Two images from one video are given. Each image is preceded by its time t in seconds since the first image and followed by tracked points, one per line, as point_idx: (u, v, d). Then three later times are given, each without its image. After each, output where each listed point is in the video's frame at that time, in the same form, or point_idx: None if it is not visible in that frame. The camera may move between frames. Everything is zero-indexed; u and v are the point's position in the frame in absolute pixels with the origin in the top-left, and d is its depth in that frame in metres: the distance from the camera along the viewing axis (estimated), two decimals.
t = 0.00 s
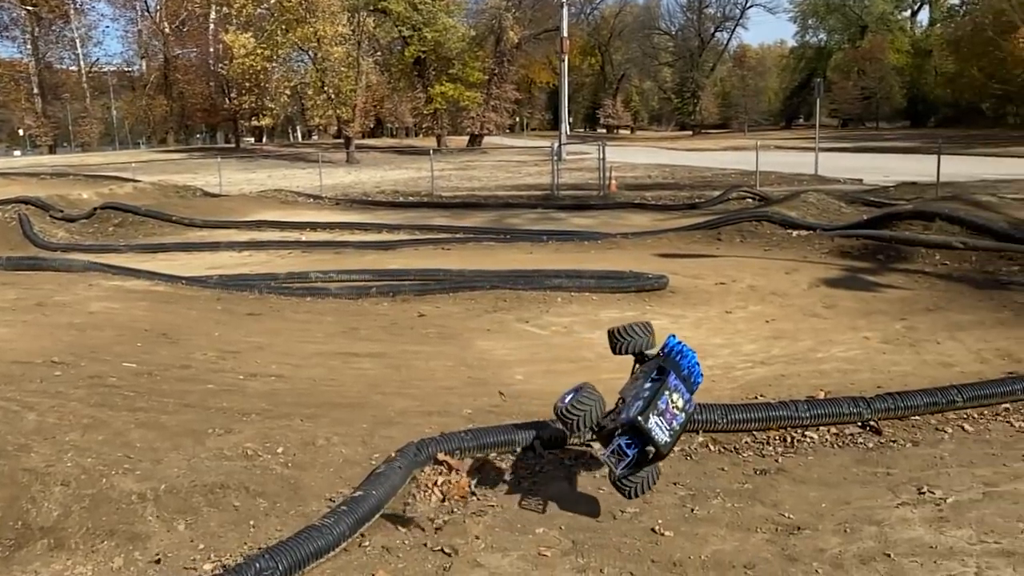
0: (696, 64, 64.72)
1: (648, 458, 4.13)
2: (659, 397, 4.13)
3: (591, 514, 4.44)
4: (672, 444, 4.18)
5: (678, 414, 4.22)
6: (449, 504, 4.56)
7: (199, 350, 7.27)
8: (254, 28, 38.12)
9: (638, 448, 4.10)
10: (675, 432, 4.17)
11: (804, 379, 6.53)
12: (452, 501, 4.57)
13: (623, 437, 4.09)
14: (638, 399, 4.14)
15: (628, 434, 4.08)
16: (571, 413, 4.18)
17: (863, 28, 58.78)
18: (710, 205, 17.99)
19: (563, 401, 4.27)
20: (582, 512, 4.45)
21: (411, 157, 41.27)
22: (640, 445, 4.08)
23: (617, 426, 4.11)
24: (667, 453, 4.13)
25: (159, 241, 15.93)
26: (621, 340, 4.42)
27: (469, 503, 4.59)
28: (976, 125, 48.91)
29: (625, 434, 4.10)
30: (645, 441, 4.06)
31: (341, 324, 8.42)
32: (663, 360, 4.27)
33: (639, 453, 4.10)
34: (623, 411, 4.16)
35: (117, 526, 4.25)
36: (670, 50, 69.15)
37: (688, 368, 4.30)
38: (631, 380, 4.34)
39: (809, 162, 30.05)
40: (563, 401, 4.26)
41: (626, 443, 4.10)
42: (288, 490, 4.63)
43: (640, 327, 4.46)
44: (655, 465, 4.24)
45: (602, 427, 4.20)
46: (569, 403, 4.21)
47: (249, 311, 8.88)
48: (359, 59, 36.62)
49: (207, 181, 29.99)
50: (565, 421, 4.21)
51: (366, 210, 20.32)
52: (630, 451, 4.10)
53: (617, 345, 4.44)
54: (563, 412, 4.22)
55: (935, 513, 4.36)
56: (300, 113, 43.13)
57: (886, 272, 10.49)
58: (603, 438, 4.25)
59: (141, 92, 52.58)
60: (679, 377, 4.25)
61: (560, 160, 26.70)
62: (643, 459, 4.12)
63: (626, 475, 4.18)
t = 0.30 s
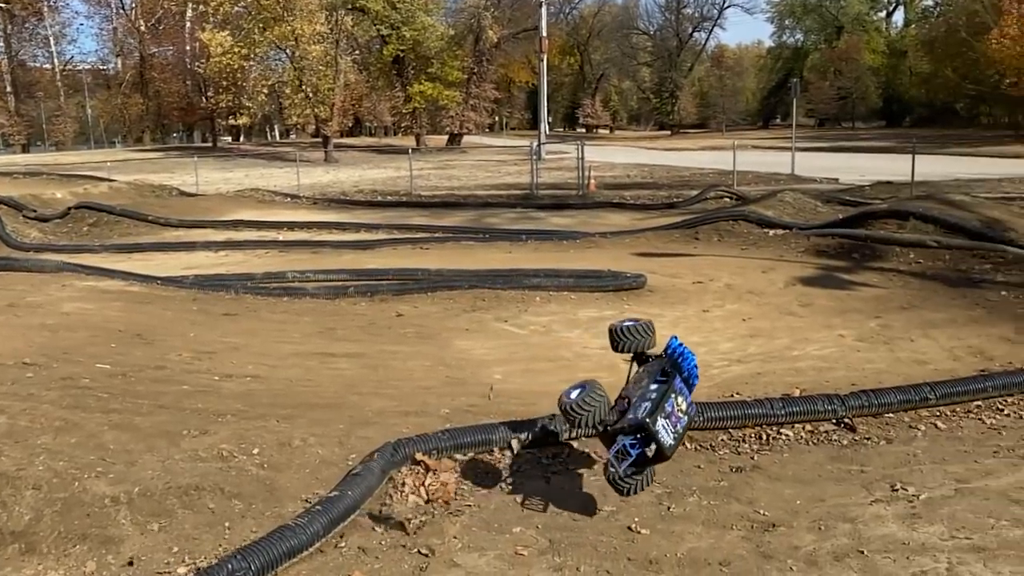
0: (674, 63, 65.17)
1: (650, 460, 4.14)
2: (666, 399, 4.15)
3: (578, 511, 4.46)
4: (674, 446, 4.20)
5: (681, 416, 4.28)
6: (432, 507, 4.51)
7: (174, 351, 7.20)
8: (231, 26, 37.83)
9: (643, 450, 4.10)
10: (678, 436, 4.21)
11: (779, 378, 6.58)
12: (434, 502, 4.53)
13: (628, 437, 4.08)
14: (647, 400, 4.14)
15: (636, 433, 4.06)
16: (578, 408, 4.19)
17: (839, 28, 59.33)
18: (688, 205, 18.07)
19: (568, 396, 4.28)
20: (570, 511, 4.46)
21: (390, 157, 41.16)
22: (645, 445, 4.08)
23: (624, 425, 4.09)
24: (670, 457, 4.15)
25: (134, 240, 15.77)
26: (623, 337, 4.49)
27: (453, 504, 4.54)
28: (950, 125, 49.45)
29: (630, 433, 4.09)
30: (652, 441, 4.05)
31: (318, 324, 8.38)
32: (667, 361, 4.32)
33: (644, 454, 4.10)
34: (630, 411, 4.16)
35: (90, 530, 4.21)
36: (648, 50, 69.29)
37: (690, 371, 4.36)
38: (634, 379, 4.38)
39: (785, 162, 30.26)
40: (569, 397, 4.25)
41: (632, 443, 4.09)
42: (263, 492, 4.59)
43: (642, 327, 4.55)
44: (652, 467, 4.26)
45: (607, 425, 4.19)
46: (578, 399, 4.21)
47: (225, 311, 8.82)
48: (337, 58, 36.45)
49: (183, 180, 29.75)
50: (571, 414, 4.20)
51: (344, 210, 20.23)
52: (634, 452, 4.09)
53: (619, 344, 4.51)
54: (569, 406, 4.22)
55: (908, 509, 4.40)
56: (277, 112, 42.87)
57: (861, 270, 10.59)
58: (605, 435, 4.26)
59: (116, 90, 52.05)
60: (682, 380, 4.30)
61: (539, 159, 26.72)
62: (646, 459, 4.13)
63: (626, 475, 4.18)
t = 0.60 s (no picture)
0: (653, 62, 65.57)
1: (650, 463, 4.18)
2: (672, 402, 4.17)
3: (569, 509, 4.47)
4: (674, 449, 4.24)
5: (682, 419, 4.31)
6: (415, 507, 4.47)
7: (149, 351, 7.14)
8: (208, 23, 37.60)
9: (644, 451, 4.14)
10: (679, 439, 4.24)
11: (756, 375, 6.62)
12: (419, 502, 4.49)
13: (633, 437, 4.10)
14: (655, 402, 4.15)
15: (643, 435, 4.09)
16: (590, 406, 4.07)
17: (815, 28, 59.85)
18: (666, 203, 18.15)
19: (575, 391, 4.17)
20: (563, 509, 4.46)
21: (369, 155, 41.04)
22: (649, 447, 4.12)
23: (632, 426, 4.10)
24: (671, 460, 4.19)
25: (110, 239, 15.62)
26: (628, 337, 4.44)
27: (439, 504, 4.50)
28: (926, 124, 49.99)
29: (635, 434, 4.11)
30: (660, 446, 4.09)
31: (295, 323, 8.33)
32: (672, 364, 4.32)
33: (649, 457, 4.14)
34: (637, 412, 4.15)
35: (62, 533, 4.16)
36: (627, 49, 69.44)
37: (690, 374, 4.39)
38: (636, 379, 4.36)
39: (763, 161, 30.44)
40: (578, 392, 4.13)
41: (637, 443, 4.11)
42: (239, 492, 4.56)
43: (645, 327, 4.48)
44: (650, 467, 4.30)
45: (612, 424, 4.16)
46: (591, 395, 4.09)
47: (201, 310, 8.75)
48: (315, 56, 36.29)
49: (160, 178, 29.54)
50: (580, 412, 4.09)
51: (323, 208, 20.15)
52: (637, 453, 4.11)
53: (622, 342, 4.46)
54: (579, 402, 4.10)
55: (882, 505, 4.44)
56: (255, 110, 42.64)
57: (836, 268, 10.67)
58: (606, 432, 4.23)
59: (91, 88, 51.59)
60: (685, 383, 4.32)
61: (518, 158, 26.75)
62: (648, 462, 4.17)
63: (628, 475, 4.19)
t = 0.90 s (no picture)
0: (637, 62, 65.77)
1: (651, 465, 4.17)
2: (675, 405, 4.19)
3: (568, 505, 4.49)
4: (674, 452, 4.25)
5: (683, 423, 4.33)
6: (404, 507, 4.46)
7: (131, 350, 7.10)
8: (191, 21, 37.45)
9: (644, 453, 4.12)
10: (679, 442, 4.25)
11: (739, 373, 6.66)
12: (409, 502, 4.48)
13: (637, 439, 4.08)
14: (660, 404, 4.15)
15: (646, 437, 4.08)
16: (599, 404, 4.01)
17: (798, 28, 60.24)
18: (650, 202, 18.20)
19: (581, 389, 4.09)
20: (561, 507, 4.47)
21: (353, 154, 40.86)
22: (652, 450, 4.11)
23: (638, 427, 4.08)
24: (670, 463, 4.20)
25: (92, 238, 15.51)
26: (630, 338, 4.40)
27: (431, 504, 4.49)
28: (907, 124, 50.39)
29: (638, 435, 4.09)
30: (663, 449, 4.10)
31: (277, 322, 8.30)
32: (674, 366, 4.35)
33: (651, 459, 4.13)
34: (642, 414, 4.15)
35: (41, 534, 4.12)
36: (612, 48, 69.54)
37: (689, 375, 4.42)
38: (639, 380, 4.36)
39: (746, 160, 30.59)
40: (584, 390, 4.06)
41: (640, 445, 4.08)
42: (221, 492, 4.55)
43: (649, 327, 4.44)
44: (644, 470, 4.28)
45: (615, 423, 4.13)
46: (601, 393, 4.03)
47: (183, 310, 8.69)
48: (299, 54, 36.11)
49: (142, 177, 29.29)
50: (588, 410, 4.02)
51: (306, 207, 20.08)
52: (640, 455, 4.09)
53: (623, 342, 4.42)
54: (588, 399, 4.02)
55: (863, 503, 4.47)
56: (238, 109, 42.38)
57: (819, 266, 10.74)
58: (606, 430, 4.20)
59: (72, 86, 51.01)
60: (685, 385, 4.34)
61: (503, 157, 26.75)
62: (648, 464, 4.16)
63: (625, 474, 4.15)
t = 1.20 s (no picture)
0: (617, 60, 66.03)
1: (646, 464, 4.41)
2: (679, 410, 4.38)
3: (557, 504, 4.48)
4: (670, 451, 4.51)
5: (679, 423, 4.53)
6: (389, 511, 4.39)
7: (106, 350, 7.03)
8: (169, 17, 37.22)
9: (644, 453, 4.34)
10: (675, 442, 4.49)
11: (716, 370, 6.70)
12: (393, 504, 4.42)
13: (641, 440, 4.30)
14: (667, 408, 4.31)
15: (650, 440, 4.30)
16: (614, 408, 4.04)
17: (777, 27, 60.69)
18: (629, 200, 18.25)
19: (596, 387, 4.08)
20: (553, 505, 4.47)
21: (332, 151, 40.67)
22: (651, 451, 4.34)
23: (645, 430, 4.29)
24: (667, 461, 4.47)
25: (66, 237, 15.32)
26: (636, 339, 4.27)
27: (414, 504, 4.46)
28: (885, 122, 50.83)
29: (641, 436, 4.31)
30: (665, 451, 4.33)
31: (254, 322, 8.23)
32: (676, 369, 4.47)
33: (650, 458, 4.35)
34: (650, 416, 4.30)
35: (14, 537, 4.06)
36: (592, 47, 69.69)
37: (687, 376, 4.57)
38: (644, 378, 4.37)
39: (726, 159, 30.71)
40: (599, 390, 4.06)
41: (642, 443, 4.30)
42: (197, 492, 4.51)
43: (653, 329, 4.32)
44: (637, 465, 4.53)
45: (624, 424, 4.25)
46: (613, 395, 4.03)
47: (159, 309, 8.60)
48: (278, 51, 35.86)
49: (119, 175, 28.96)
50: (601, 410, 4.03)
51: (285, 205, 19.96)
52: (640, 456, 4.31)
53: (626, 339, 4.31)
54: (603, 399, 4.03)
55: (838, 499, 4.51)
56: (217, 106, 42.04)
57: (796, 264, 10.82)
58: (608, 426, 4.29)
59: (46, 82, 50.34)
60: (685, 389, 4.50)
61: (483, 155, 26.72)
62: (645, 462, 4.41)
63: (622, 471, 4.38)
